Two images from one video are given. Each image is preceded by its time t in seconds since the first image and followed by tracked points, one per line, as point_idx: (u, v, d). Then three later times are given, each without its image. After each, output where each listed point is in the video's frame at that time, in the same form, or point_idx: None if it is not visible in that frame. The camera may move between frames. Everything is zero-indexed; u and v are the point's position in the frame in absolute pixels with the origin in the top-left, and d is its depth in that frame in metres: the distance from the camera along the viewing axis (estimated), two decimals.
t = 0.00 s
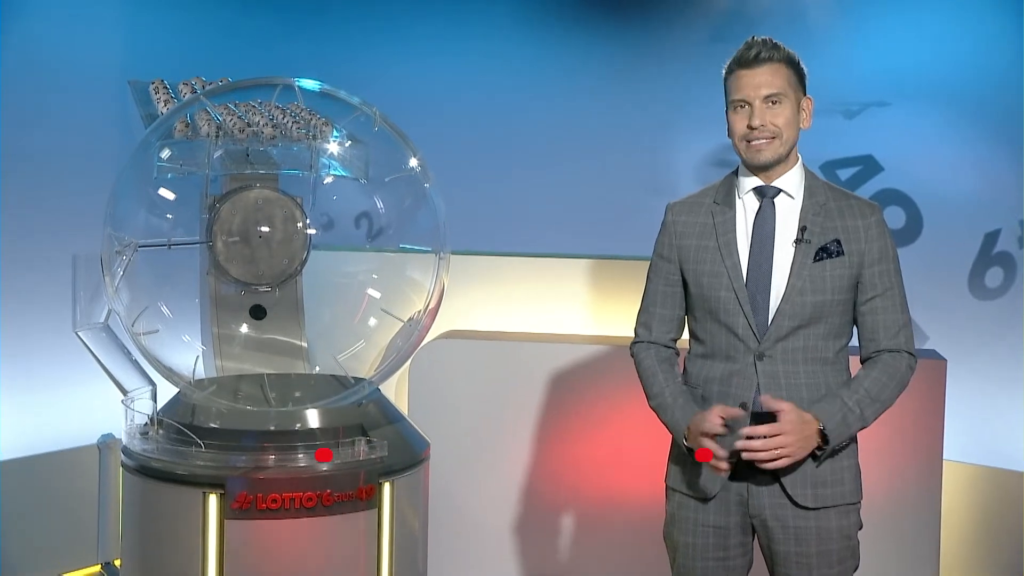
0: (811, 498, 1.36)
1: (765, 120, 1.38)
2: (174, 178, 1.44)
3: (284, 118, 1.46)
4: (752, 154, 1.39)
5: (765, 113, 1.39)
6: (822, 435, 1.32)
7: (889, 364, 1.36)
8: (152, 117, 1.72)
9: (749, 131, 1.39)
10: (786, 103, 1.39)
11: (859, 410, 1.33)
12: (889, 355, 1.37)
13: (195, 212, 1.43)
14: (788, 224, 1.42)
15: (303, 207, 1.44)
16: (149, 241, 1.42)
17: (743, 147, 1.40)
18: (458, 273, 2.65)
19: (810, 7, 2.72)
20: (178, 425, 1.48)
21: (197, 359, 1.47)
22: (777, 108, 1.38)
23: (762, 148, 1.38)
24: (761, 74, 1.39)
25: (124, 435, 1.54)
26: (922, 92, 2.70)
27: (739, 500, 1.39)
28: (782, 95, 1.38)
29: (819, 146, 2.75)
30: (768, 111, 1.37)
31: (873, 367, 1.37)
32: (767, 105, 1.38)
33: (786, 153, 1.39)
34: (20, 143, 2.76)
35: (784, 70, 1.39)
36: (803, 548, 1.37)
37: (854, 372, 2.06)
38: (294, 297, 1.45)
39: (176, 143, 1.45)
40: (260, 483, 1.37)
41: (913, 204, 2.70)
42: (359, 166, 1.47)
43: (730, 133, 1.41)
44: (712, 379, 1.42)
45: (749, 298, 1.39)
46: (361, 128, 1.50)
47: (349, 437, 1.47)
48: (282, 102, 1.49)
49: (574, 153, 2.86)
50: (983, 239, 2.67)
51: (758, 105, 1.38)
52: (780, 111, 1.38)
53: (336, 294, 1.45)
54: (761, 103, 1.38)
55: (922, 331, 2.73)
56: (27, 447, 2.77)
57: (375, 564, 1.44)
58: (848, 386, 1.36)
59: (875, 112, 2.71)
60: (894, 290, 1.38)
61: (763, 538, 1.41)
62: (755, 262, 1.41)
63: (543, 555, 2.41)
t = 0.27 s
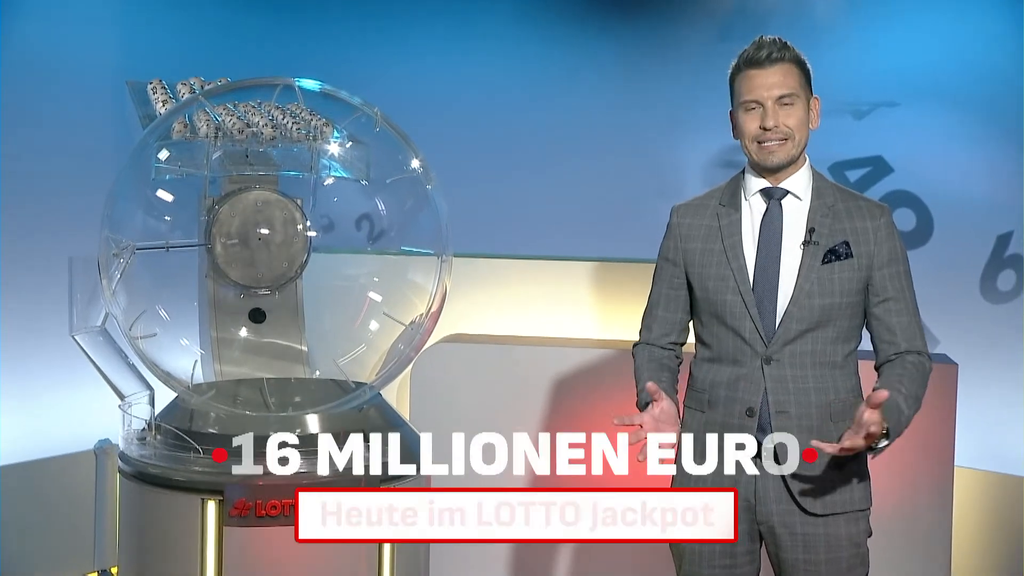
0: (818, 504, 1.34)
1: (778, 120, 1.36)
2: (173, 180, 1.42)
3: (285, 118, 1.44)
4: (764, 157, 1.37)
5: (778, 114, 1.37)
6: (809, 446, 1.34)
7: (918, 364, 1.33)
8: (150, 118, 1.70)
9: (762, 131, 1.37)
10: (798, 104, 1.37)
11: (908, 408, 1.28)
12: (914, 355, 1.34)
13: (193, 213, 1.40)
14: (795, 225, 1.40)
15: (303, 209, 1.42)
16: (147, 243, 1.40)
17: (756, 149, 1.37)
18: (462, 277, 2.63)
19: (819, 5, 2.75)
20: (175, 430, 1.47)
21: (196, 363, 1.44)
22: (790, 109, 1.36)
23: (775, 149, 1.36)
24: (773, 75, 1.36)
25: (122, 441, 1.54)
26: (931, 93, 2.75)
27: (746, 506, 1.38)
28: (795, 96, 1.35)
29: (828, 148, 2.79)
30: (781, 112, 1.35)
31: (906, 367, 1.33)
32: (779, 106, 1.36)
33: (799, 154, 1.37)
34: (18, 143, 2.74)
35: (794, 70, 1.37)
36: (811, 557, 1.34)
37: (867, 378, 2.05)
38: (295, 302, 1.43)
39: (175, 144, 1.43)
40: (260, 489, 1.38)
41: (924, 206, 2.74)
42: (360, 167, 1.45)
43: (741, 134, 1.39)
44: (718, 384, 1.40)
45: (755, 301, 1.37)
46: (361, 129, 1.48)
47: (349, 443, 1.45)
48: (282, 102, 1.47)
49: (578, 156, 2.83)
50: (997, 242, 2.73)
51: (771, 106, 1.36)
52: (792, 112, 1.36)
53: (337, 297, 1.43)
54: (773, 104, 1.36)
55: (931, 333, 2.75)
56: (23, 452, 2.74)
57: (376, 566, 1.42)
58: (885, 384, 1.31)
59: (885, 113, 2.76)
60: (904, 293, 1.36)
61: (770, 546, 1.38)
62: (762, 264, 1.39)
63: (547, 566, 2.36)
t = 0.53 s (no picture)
0: (825, 510, 1.32)
1: (781, 121, 1.34)
2: (171, 181, 1.40)
3: (283, 119, 1.42)
4: (767, 158, 1.35)
5: (781, 114, 1.35)
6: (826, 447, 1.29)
7: (928, 366, 1.31)
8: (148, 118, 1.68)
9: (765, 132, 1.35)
10: (801, 104, 1.35)
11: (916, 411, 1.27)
12: (921, 358, 1.32)
13: (191, 215, 1.39)
14: (799, 227, 1.39)
15: (303, 210, 1.40)
16: (145, 245, 1.38)
17: (758, 150, 1.36)
18: (462, 280, 2.60)
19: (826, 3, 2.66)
20: (172, 434, 1.47)
21: (194, 367, 1.42)
22: (793, 109, 1.35)
23: (778, 150, 1.35)
24: (776, 75, 1.35)
25: (119, 445, 1.52)
26: (942, 92, 2.66)
27: (752, 511, 1.35)
28: (798, 96, 1.34)
29: (834, 151, 2.69)
30: (784, 112, 1.34)
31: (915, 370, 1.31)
32: (782, 106, 1.35)
33: (803, 154, 1.35)
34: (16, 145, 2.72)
35: (797, 70, 1.36)
36: (817, 563, 1.32)
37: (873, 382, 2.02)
38: (294, 305, 1.42)
39: (172, 145, 1.41)
40: (259, 494, 1.36)
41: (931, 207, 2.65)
42: (360, 168, 1.43)
43: (745, 135, 1.37)
44: (723, 388, 1.38)
45: (760, 303, 1.35)
46: (361, 130, 1.46)
47: (349, 443, 1.43)
48: (282, 103, 1.44)
49: (580, 157, 2.80)
50: (1004, 246, 2.65)
51: (774, 106, 1.34)
52: (796, 112, 1.35)
53: (337, 299, 1.41)
54: (777, 104, 1.34)
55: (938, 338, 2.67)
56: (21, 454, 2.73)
57: (377, 565, 1.43)
58: (890, 388, 1.30)
59: (891, 113, 2.66)
60: (912, 294, 1.33)
61: (775, 552, 1.36)
62: (767, 266, 1.37)
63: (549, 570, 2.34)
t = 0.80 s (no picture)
0: (829, 513, 1.31)
1: (788, 119, 1.33)
2: (167, 182, 1.39)
3: (282, 118, 1.41)
4: (772, 157, 1.34)
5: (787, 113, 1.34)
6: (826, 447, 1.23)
7: (919, 369, 1.30)
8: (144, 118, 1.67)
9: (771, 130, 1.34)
10: (808, 103, 1.34)
11: (892, 412, 1.27)
12: (916, 360, 1.31)
13: (188, 216, 1.38)
14: (801, 227, 1.38)
15: (302, 210, 1.39)
16: (142, 246, 1.37)
17: (764, 148, 1.35)
18: (462, 281, 2.59)
19: (829, 2, 2.65)
20: (167, 438, 1.45)
21: (190, 369, 1.41)
22: (799, 108, 1.34)
23: (784, 149, 1.34)
24: (783, 73, 1.34)
25: (115, 448, 1.51)
26: (945, 92, 2.64)
27: (754, 515, 1.35)
28: (805, 95, 1.33)
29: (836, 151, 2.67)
30: (791, 110, 1.33)
31: (904, 370, 1.30)
32: (789, 104, 1.34)
33: (808, 154, 1.35)
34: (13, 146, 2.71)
35: (804, 69, 1.35)
36: (820, 567, 1.31)
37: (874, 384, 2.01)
38: (292, 306, 1.40)
39: (169, 145, 1.40)
40: (256, 497, 1.35)
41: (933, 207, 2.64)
42: (359, 169, 1.42)
43: (750, 133, 1.36)
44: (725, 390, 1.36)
45: (763, 304, 1.34)
46: (361, 130, 1.45)
47: (344, 435, 1.41)
48: (279, 102, 1.44)
49: (580, 157, 2.79)
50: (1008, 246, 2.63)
51: (782, 104, 1.33)
52: (802, 110, 1.34)
53: (336, 301, 1.40)
54: (784, 102, 1.33)
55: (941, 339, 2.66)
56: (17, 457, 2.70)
57: (376, 566, 1.41)
58: (891, 391, 1.29)
59: (895, 114, 2.65)
60: (915, 295, 1.32)
61: (778, 556, 1.35)
62: (770, 266, 1.36)
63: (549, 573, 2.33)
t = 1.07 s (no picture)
0: (832, 517, 1.30)
1: (794, 118, 1.32)
2: (165, 183, 1.38)
3: (282, 119, 1.40)
4: (777, 155, 1.34)
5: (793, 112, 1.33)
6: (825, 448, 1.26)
7: (908, 376, 1.29)
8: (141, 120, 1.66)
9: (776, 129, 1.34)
10: (814, 104, 1.34)
11: (869, 427, 1.27)
12: (908, 365, 1.30)
13: (186, 218, 1.37)
14: (802, 229, 1.37)
15: (301, 211, 1.39)
16: (139, 248, 1.36)
17: (770, 147, 1.34)
18: (462, 282, 2.58)
19: (831, 2, 2.64)
20: (166, 439, 1.44)
21: (189, 371, 1.40)
22: (806, 108, 1.33)
23: (788, 149, 1.33)
24: (789, 72, 1.33)
25: (113, 451, 1.50)
26: (946, 93, 2.64)
27: (756, 519, 1.34)
28: (812, 95, 1.33)
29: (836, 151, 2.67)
30: (798, 109, 1.32)
31: (891, 378, 1.30)
32: (795, 104, 1.33)
33: (813, 154, 1.34)
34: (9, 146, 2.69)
35: (810, 69, 1.35)
36: (821, 570, 1.30)
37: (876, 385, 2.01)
38: (290, 307, 1.41)
39: (167, 146, 1.39)
40: (254, 500, 1.34)
41: (934, 208, 2.64)
42: (358, 170, 1.41)
43: (754, 132, 1.35)
44: (726, 393, 1.36)
45: (764, 308, 1.33)
46: (361, 131, 1.44)
47: (356, 440, 1.42)
48: (277, 103, 1.43)
49: (580, 158, 2.78)
50: (1009, 247, 2.63)
51: (788, 103, 1.33)
52: (809, 110, 1.33)
53: (335, 302, 1.40)
54: (790, 101, 1.33)
55: (943, 340, 2.66)
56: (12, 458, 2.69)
57: (376, 565, 1.40)
58: (889, 395, 1.28)
59: (897, 114, 2.64)
60: (916, 298, 1.32)
61: (780, 560, 1.34)
62: (770, 269, 1.35)
63: None
